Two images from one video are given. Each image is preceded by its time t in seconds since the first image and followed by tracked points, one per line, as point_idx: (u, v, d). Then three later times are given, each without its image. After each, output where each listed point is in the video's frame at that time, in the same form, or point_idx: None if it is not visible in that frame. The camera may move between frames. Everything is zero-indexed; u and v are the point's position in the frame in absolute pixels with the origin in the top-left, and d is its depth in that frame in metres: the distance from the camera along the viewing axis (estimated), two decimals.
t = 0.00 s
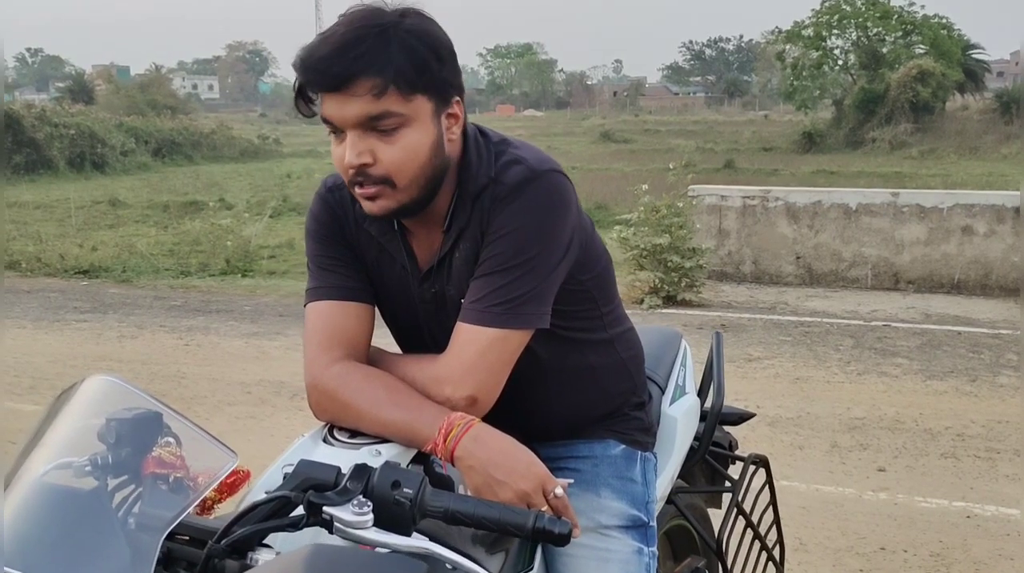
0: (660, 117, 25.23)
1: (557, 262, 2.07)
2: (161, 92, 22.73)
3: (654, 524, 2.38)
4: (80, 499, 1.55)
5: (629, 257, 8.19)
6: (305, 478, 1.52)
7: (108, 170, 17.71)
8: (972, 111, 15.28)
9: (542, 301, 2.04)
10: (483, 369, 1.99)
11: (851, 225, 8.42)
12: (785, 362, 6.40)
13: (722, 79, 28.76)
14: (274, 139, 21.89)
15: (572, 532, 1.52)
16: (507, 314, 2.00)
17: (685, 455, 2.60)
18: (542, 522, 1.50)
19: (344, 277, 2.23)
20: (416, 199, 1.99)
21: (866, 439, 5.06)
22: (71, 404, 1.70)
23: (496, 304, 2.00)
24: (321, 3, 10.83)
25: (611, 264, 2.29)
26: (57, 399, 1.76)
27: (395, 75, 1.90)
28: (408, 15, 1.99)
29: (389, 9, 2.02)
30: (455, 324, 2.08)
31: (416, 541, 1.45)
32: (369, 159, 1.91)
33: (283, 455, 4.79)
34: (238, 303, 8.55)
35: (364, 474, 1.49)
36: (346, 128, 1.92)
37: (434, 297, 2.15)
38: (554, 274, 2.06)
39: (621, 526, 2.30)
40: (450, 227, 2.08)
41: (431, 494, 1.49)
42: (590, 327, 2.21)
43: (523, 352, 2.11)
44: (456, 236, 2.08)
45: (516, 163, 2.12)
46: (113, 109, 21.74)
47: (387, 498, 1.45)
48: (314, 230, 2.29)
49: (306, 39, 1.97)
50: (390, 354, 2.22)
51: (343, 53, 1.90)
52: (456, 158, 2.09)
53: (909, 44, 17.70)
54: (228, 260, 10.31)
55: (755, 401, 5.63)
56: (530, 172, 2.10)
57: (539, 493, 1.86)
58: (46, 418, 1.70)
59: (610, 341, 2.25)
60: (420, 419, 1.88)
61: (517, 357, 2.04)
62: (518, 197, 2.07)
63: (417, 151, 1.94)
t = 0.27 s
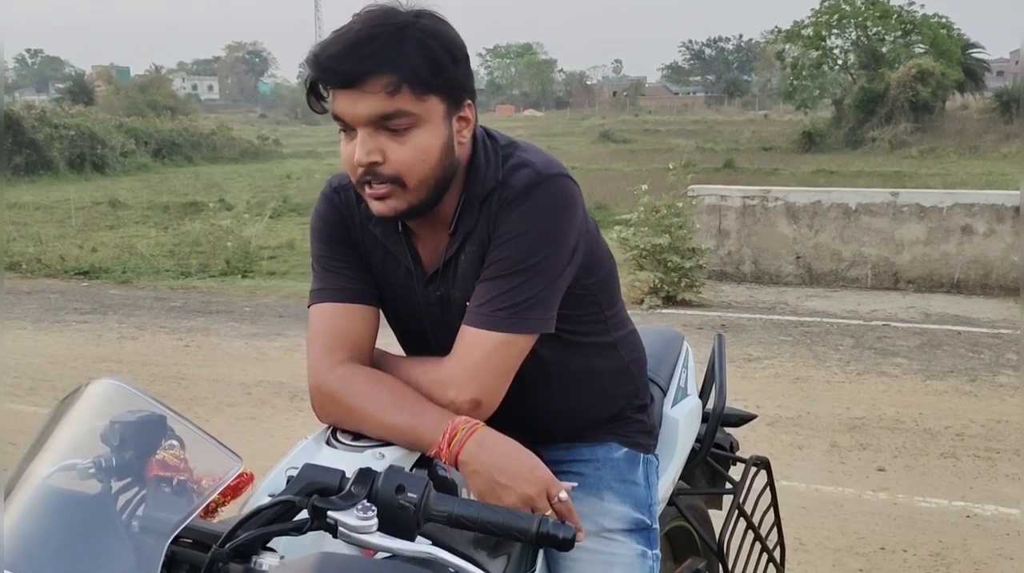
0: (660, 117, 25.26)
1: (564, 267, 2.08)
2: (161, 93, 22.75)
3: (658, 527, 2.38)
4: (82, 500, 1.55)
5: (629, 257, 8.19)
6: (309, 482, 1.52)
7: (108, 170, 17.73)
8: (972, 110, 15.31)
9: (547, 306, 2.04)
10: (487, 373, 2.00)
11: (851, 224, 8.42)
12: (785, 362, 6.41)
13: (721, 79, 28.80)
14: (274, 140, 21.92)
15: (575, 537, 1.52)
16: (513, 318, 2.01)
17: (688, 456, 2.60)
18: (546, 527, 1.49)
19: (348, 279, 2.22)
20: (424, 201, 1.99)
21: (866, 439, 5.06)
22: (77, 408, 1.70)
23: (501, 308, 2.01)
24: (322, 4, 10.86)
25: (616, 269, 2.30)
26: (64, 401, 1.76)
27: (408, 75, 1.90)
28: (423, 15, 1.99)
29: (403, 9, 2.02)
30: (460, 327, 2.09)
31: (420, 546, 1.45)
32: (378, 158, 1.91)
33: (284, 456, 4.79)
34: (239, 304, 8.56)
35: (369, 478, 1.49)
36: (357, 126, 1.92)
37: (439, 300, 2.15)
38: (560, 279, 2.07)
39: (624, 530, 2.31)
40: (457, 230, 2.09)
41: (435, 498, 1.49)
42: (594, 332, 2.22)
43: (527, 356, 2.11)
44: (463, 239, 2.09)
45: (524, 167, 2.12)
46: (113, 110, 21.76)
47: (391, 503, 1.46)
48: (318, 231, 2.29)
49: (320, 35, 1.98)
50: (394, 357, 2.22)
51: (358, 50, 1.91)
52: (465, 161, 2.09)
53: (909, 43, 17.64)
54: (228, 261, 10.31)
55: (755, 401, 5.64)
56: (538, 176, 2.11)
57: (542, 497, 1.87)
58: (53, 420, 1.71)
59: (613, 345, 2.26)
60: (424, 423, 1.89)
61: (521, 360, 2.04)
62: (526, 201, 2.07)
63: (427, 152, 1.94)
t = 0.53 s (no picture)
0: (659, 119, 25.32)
1: (570, 276, 2.08)
2: (160, 95, 22.76)
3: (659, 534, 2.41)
4: (81, 507, 1.55)
5: (628, 258, 8.19)
6: (309, 490, 1.52)
7: (108, 173, 17.74)
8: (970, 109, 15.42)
9: (552, 314, 2.04)
10: (491, 379, 2.00)
11: (850, 225, 8.41)
12: (784, 362, 6.40)
13: (720, 80, 28.89)
14: (273, 142, 21.97)
15: (575, 543, 1.53)
16: (518, 325, 2.01)
17: (687, 459, 2.60)
18: (546, 533, 1.50)
19: (351, 282, 2.22)
20: (434, 203, 1.99)
21: (865, 439, 5.06)
22: (77, 415, 1.71)
23: (505, 314, 2.01)
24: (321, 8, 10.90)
25: (621, 279, 2.30)
26: (64, 408, 1.77)
27: (431, 72, 1.92)
28: (450, 17, 2.01)
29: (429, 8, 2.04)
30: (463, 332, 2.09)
31: (420, 554, 1.46)
32: (391, 154, 1.90)
33: (282, 460, 4.78)
34: (238, 307, 8.56)
35: (369, 485, 1.49)
36: (373, 120, 1.92)
37: (444, 304, 2.15)
38: (565, 288, 2.07)
39: (624, 539, 2.34)
40: (463, 234, 2.09)
41: (435, 504, 1.49)
42: (597, 340, 2.22)
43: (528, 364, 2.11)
44: (469, 243, 2.09)
45: (534, 174, 2.13)
46: (113, 112, 21.78)
47: (392, 509, 1.45)
48: (323, 231, 2.29)
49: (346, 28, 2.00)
50: (395, 362, 2.22)
51: (383, 44, 1.93)
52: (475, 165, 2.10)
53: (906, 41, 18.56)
54: (227, 264, 10.31)
55: (754, 402, 5.64)
56: (548, 183, 2.11)
57: (541, 503, 1.85)
58: (55, 427, 1.72)
59: (615, 352, 2.26)
60: (425, 430, 1.89)
61: (523, 367, 2.04)
62: (535, 209, 2.07)
63: (441, 151, 1.94)
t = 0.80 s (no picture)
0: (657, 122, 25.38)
1: (574, 285, 2.08)
2: (159, 101, 22.78)
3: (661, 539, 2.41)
4: (79, 515, 1.55)
5: (628, 262, 8.20)
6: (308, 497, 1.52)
7: (107, 178, 17.74)
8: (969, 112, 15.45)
9: (554, 323, 2.05)
10: (492, 387, 2.00)
11: (849, 228, 8.41)
12: (784, 365, 6.39)
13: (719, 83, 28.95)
14: (273, 147, 21.99)
15: (574, 550, 1.51)
16: (521, 333, 2.01)
17: (687, 464, 2.60)
18: (545, 540, 1.49)
19: (354, 287, 2.22)
20: (442, 211, 1.99)
21: (865, 442, 5.06)
22: (75, 424, 1.71)
23: (508, 323, 2.01)
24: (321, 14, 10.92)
25: (623, 288, 2.30)
26: (61, 417, 1.77)
27: (445, 81, 1.92)
28: (463, 24, 2.01)
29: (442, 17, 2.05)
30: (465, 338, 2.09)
31: (418, 561, 1.45)
32: (402, 162, 1.90)
33: (281, 464, 4.78)
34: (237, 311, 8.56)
35: (367, 493, 1.50)
36: (385, 128, 1.92)
37: (447, 311, 2.15)
38: (568, 298, 2.07)
39: (626, 544, 2.33)
40: (468, 241, 2.09)
41: (433, 512, 1.49)
42: (599, 348, 2.22)
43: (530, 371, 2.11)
44: (474, 251, 2.09)
45: (541, 183, 2.13)
46: (112, 118, 21.80)
47: (390, 517, 1.45)
48: (327, 236, 2.29)
49: (360, 35, 2.00)
50: (396, 369, 2.22)
51: (398, 52, 1.93)
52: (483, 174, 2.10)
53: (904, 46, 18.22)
54: (226, 269, 10.30)
55: (753, 406, 5.63)
56: (554, 193, 2.11)
57: (539, 510, 1.87)
58: (52, 435, 1.72)
59: (617, 360, 2.26)
60: (424, 437, 1.88)
61: (525, 375, 2.04)
62: (541, 218, 2.07)
63: (452, 160, 1.94)
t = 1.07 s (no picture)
0: (657, 124, 25.42)
1: (569, 287, 2.08)
2: (159, 104, 22.79)
3: (661, 542, 2.40)
4: (76, 520, 1.54)
5: (627, 264, 8.19)
6: (307, 502, 1.51)
7: (107, 182, 17.76)
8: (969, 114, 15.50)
9: (550, 326, 2.04)
10: (489, 389, 1.99)
11: (849, 229, 8.41)
12: (784, 368, 6.39)
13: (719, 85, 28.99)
14: (272, 150, 22.01)
15: (574, 553, 1.48)
16: (517, 335, 2.00)
17: (685, 468, 2.60)
18: (544, 543, 1.47)
19: (350, 292, 2.21)
20: (436, 214, 1.98)
21: (865, 445, 5.05)
22: (72, 429, 1.70)
23: (503, 326, 2.00)
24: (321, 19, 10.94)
25: (619, 289, 2.29)
26: (56, 424, 1.76)
27: (438, 85, 1.91)
28: (453, 29, 2.01)
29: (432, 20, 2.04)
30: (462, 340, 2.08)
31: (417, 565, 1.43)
32: (397, 166, 1.90)
33: (281, 468, 4.77)
34: (237, 315, 8.55)
35: (365, 497, 1.49)
36: (378, 132, 1.91)
37: (443, 313, 2.14)
38: (563, 298, 2.06)
39: (626, 547, 2.33)
40: (462, 243, 2.08)
41: (431, 516, 1.48)
42: (595, 349, 2.21)
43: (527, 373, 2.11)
44: (468, 254, 2.08)
45: (535, 185, 2.12)
46: (113, 121, 21.82)
47: (389, 521, 1.45)
48: (323, 241, 2.28)
49: (352, 40, 1.98)
50: (393, 373, 2.21)
51: (390, 57, 1.92)
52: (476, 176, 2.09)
53: (905, 47, 18.72)
54: (226, 272, 10.30)
55: (753, 408, 5.62)
56: (549, 194, 2.10)
57: (539, 512, 1.86)
58: (50, 439, 1.71)
59: (614, 362, 2.25)
60: (422, 440, 1.87)
61: (522, 377, 2.03)
62: (535, 220, 2.07)
63: (446, 164, 1.93)
